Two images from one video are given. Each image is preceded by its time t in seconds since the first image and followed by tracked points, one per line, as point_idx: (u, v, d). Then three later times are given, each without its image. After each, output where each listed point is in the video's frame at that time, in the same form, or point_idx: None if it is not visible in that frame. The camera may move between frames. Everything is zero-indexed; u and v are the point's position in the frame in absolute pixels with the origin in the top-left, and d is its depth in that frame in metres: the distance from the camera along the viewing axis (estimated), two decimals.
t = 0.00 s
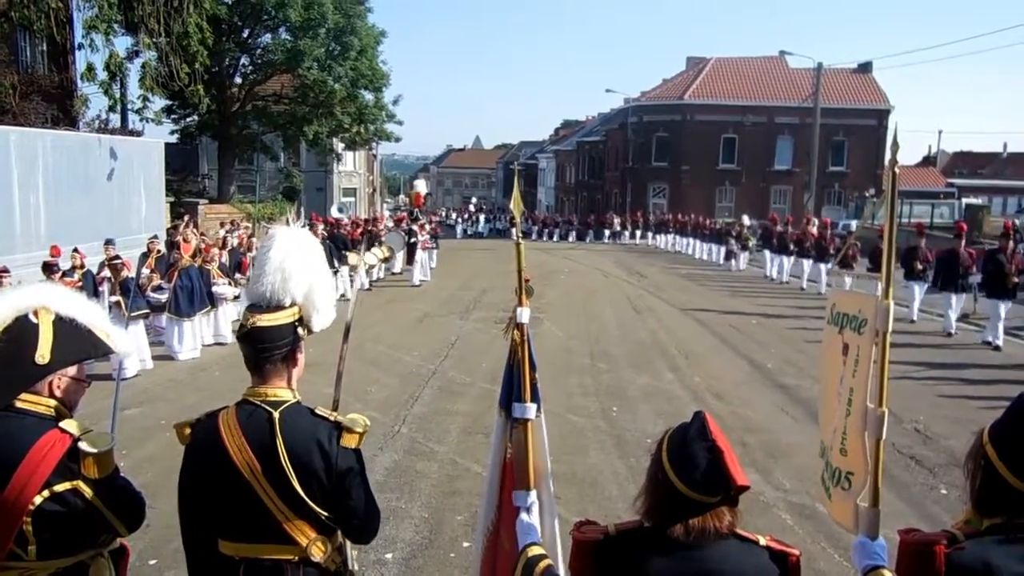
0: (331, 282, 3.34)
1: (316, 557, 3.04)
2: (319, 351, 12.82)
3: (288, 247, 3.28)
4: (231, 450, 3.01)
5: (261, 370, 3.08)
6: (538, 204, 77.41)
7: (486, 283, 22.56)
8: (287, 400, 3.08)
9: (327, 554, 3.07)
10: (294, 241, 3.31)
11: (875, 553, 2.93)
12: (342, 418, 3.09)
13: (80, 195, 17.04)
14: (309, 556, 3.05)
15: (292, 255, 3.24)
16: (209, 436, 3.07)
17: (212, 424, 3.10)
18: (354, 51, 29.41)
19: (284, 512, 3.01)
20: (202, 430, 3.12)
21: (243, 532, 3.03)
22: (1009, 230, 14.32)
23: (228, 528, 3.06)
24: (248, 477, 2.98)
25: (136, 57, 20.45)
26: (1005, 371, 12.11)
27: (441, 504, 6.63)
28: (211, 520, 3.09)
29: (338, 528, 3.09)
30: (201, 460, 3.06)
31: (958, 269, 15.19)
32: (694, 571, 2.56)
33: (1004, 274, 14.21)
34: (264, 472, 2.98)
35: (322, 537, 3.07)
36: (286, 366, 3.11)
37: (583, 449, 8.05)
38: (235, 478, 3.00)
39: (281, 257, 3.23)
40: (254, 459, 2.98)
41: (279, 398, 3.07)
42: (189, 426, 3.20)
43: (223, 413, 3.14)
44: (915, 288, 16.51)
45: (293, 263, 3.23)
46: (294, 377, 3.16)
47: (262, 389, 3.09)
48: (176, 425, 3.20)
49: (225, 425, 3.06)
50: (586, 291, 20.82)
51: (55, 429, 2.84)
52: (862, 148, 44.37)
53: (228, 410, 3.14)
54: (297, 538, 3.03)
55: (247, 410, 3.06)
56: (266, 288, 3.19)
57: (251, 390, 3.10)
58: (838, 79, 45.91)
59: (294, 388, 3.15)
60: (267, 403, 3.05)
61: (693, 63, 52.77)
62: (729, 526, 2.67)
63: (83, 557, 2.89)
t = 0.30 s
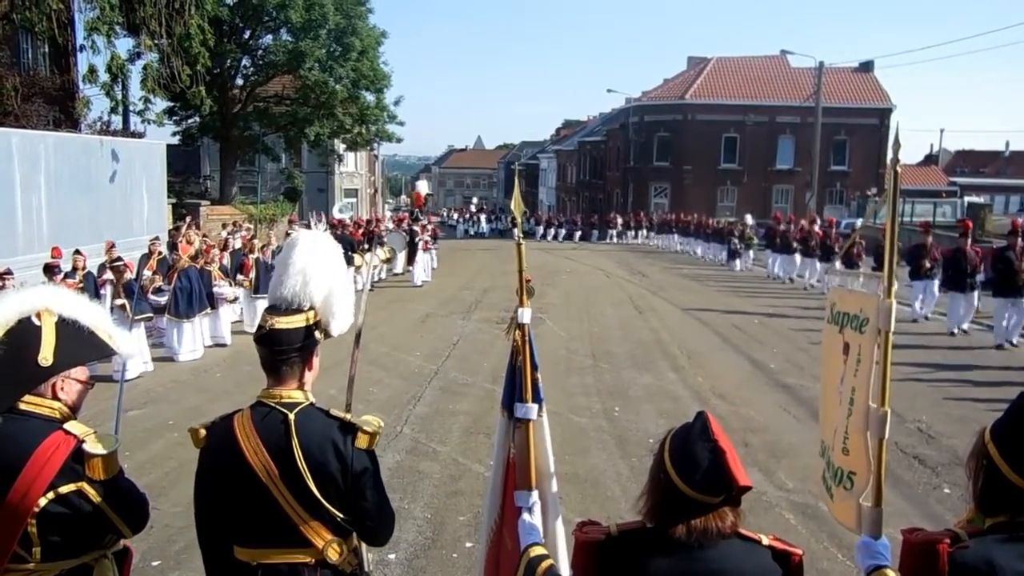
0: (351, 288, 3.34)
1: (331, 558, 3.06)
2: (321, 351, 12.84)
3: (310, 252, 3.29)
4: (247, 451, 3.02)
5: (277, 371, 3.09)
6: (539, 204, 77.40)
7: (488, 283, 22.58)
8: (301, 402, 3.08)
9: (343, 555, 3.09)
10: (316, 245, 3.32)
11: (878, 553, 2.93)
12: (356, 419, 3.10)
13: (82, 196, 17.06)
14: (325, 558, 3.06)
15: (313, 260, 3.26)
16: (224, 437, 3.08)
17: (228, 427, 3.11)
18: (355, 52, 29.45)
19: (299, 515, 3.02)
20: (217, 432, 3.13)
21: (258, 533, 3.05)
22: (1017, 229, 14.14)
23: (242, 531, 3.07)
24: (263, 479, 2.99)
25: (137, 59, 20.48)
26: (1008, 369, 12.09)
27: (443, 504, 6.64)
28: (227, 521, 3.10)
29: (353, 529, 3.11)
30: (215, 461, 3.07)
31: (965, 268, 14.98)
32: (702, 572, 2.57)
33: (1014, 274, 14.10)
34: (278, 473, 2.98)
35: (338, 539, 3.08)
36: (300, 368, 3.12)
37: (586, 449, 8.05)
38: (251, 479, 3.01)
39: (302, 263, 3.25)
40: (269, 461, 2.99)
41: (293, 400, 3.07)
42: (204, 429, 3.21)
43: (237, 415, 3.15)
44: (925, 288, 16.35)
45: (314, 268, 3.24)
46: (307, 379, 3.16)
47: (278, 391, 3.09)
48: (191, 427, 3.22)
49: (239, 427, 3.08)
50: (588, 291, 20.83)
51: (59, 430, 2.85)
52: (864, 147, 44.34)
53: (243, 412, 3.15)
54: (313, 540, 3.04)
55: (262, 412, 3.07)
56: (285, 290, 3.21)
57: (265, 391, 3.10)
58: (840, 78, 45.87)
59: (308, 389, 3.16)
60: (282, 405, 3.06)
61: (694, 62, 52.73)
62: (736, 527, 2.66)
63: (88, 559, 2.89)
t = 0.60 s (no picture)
0: (352, 289, 3.37)
1: (325, 556, 3.07)
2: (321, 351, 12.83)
3: (312, 250, 3.30)
4: (243, 449, 3.02)
5: (275, 369, 3.10)
6: (539, 204, 77.43)
7: (488, 283, 22.58)
8: (298, 401, 3.08)
9: (335, 552, 3.10)
10: (318, 244, 3.32)
11: (877, 552, 2.93)
12: (352, 418, 3.10)
13: (82, 196, 17.06)
14: (318, 554, 3.07)
15: (318, 259, 3.27)
16: (220, 435, 3.08)
17: (223, 424, 3.12)
18: (354, 51, 29.46)
19: (294, 512, 3.03)
20: (212, 430, 3.13)
21: (253, 530, 3.05)
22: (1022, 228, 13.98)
23: (238, 528, 3.07)
24: (260, 477, 2.99)
25: (137, 59, 20.50)
26: (1009, 368, 12.09)
27: (443, 504, 6.64)
28: (223, 518, 3.10)
29: (348, 526, 3.12)
30: (212, 459, 3.08)
31: (974, 268, 14.90)
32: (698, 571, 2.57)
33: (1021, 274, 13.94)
34: (274, 471, 2.99)
35: (331, 537, 3.09)
36: (296, 367, 3.12)
37: (586, 449, 8.05)
38: (247, 478, 3.01)
39: (304, 261, 3.25)
40: (265, 458, 2.99)
41: (289, 398, 3.08)
42: (200, 425, 3.21)
43: (233, 413, 3.15)
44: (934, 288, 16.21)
45: (317, 269, 3.25)
46: (304, 378, 3.16)
47: (274, 389, 3.10)
48: (187, 423, 3.22)
49: (236, 424, 3.07)
50: (588, 291, 20.82)
51: (59, 430, 2.85)
52: (864, 146, 44.33)
53: (239, 410, 3.15)
54: (307, 537, 3.05)
55: (258, 411, 3.07)
56: (286, 288, 3.22)
57: (262, 390, 3.11)
58: (840, 77, 45.86)
59: (305, 388, 3.16)
60: (277, 403, 3.06)
61: (694, 62, 52.72)
62: (733, 525, 2.66)
63: (87, 559, 2.89)
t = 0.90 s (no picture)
0: (346, 292, 3.39)
1: (316, 556, 3.07)
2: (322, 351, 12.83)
3: (306, 251, 3.31)
4: (238, 447, 3.02)
5: (271, 369, 3.10)
6: (540, 204, 77.41)
7: (489, 283, 22.58)
8: (295, 401, 3.09)
9: (326, 552, 3.10)
10: (313, 246, 3.33)
11: (876, 553, 2.92)
12: (348, 419, 3.10)
13: (84, 196, 17.07)
14: (309, 554, 3.07)
15: (314, 259, 3.28)
16: (215, 433, 3.08)
17: (219, 421, 3.12)
18: (356, 51, 29.48)
19: (286, 511, 3.03)
20: (207, 427, 3.14)
21: (246, 528, 3.05)
22: None
23: (230, 526, 3.08)
24: (252, 475, 3.00)
25: (138, 59, 20.54)
26: (1010, 369, 12.08)
27: (444, 504, 6.64)
28: (218, 516, 3.10)
29: (339, 526, 3.12)
30: (205, 456, 3.08)
31: (985, 268, 14.67)
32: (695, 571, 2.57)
33: None
34: (267, 469, 2.99)
35: (322, 537, 3.09)
36: (292, 366, 3.12)
37: (587, 449, 8.05)
38: (240, 475, 3.01)
39: (299, 261, 3.26)
40: (260, 457, 2.99)
41: (284, 397, 3.09)
42: (195, 423, 3.22)
43: (227, 411, 3.15)
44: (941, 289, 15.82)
45: (310, 267, 3.26)
46: (301, 378, 3.17)
47: (269, 388, 3.10)
48: (183, 421, 3.22)
49: (231, 423, 3.08)
50: (589, 291, 20.81)
51: (60, 429, 2.85)
52: (865, 146, 44.31)
53: (234, 408, 3.15)
54: (298, 537, 3.05)
55: (252, 409, 3.08)
56: (280, 288, 3.23)
57: (257, 388, 3.11)
58: (841, 77, 45.84)
59: (301, 387, 3.17)
60: (272, 402, 3.07)
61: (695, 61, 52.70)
62: (733, 526, 2.66)
63: (87, 557, 2.90)
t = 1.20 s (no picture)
0: (355, 292, 3.34)
1: (329, 551, 3.08)
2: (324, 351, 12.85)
3: (313, 248, 3.32)
4: (250, 445, 3.04)
5: (280, 366, 3.11)
6: (543, 204, 77.41)
7: (491, 283, 22.58)
8: (305, 398, 3.10)
9: (339, 546, 3.11)
10: (319, 243, 3.34)
11: (879, 553, 2.92)
12: (357, 414, 3.11)
13: (86, 196, 17.09)
14: (321, 549, 3.08)
15: (317, 254, 3.28)
16: (228, 432, 3.09)
17: (231, 419, 3.13)
18: (358, 51, 29.51)
19: (299, 506, 3.04)
20: (219, 424, 3.15)
21: (258, 524, 3.06)
22: None
23: (242, 521, 3.09)
24: (265, 471, 3.01)
25: (141, 59, 20.59)
26: (1012, 369, 12.08)
27: (446, 504, 6.64)
28: (231, 514, 3.12)
29: (352, 522, 3.12)
30: (217, 453, 3.10)
31: (993, 270, 14.57)
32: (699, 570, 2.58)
33: None
34: (279, 465, 3.01)
35: (335, 531, 3.10)
36: (300, 362, 3.12)
37: (589, 448, 8.06)
38: (252, 472, 3.03)
39: (303, 257, 3.27)
40: (271, 454, 3.01)
41: (296, 395, 3.10)
42: (207, 421, 3.24)
43: (239, 408, 3.17)
44: (949, 292, 15.62)
45: (314, 262, 3.26)
46: (312, 375, 3.17)
47: (280, 385, 3.11)
48: (195, 419, 3.25)
49: (242, 420, 3.09)
50: (591, 291, 20.80)
51: (61, 428, 2.85)
52: (868, 146, 44.28)
53: (245, 405, 3.17)
54: (311, 533, 3.06)
55: (263, 406, 3.09)
56: (286, 285, 3.24)
57: (267, 386, 3.13)
58: (844, 77, 45.81)
59: (312, 384, 3.17)
60: (283, 399, 3.09)
61: (698, 61, 52.64)
62: (736, 525, 2.66)
63: (88, 556, 2.90)
